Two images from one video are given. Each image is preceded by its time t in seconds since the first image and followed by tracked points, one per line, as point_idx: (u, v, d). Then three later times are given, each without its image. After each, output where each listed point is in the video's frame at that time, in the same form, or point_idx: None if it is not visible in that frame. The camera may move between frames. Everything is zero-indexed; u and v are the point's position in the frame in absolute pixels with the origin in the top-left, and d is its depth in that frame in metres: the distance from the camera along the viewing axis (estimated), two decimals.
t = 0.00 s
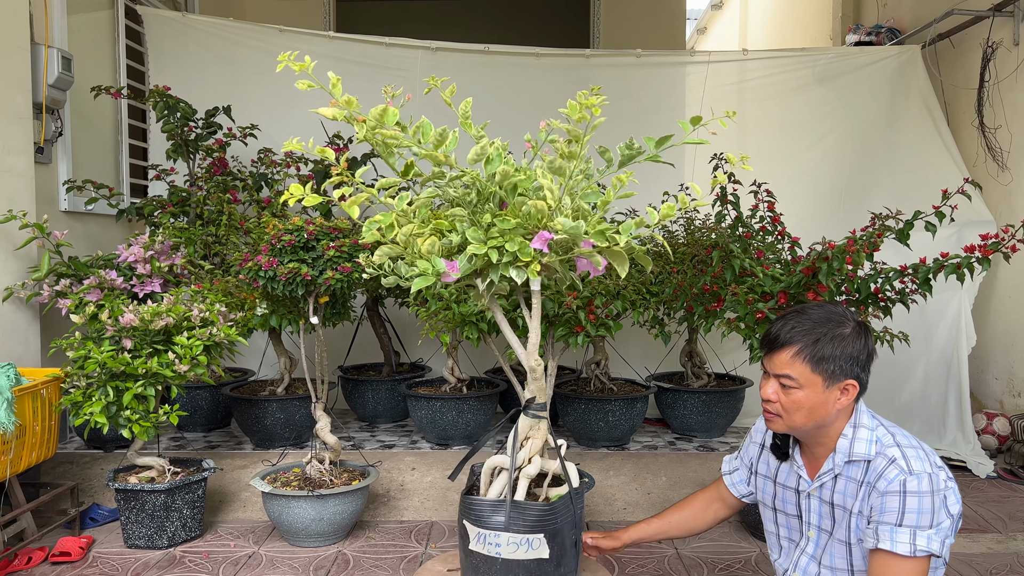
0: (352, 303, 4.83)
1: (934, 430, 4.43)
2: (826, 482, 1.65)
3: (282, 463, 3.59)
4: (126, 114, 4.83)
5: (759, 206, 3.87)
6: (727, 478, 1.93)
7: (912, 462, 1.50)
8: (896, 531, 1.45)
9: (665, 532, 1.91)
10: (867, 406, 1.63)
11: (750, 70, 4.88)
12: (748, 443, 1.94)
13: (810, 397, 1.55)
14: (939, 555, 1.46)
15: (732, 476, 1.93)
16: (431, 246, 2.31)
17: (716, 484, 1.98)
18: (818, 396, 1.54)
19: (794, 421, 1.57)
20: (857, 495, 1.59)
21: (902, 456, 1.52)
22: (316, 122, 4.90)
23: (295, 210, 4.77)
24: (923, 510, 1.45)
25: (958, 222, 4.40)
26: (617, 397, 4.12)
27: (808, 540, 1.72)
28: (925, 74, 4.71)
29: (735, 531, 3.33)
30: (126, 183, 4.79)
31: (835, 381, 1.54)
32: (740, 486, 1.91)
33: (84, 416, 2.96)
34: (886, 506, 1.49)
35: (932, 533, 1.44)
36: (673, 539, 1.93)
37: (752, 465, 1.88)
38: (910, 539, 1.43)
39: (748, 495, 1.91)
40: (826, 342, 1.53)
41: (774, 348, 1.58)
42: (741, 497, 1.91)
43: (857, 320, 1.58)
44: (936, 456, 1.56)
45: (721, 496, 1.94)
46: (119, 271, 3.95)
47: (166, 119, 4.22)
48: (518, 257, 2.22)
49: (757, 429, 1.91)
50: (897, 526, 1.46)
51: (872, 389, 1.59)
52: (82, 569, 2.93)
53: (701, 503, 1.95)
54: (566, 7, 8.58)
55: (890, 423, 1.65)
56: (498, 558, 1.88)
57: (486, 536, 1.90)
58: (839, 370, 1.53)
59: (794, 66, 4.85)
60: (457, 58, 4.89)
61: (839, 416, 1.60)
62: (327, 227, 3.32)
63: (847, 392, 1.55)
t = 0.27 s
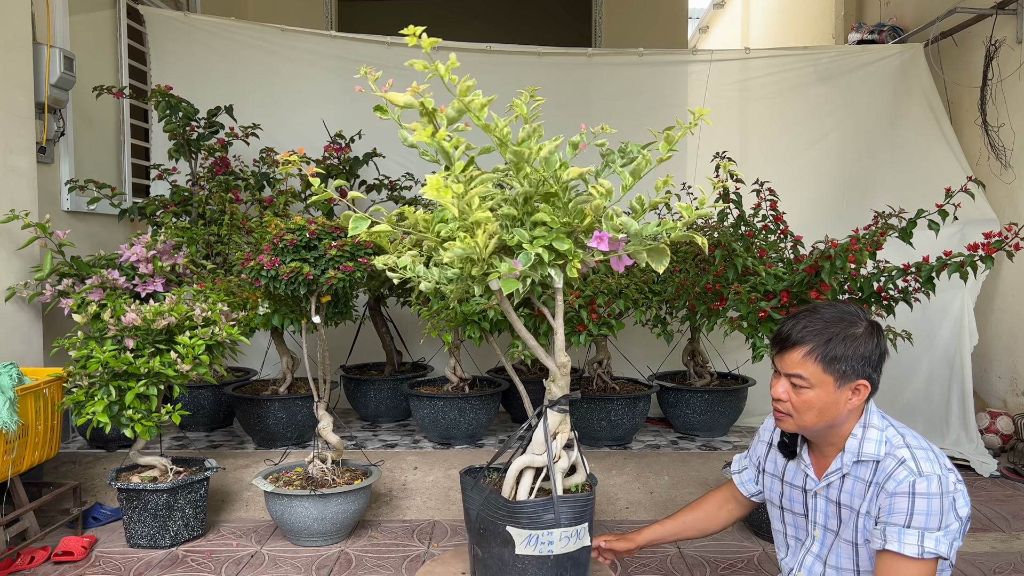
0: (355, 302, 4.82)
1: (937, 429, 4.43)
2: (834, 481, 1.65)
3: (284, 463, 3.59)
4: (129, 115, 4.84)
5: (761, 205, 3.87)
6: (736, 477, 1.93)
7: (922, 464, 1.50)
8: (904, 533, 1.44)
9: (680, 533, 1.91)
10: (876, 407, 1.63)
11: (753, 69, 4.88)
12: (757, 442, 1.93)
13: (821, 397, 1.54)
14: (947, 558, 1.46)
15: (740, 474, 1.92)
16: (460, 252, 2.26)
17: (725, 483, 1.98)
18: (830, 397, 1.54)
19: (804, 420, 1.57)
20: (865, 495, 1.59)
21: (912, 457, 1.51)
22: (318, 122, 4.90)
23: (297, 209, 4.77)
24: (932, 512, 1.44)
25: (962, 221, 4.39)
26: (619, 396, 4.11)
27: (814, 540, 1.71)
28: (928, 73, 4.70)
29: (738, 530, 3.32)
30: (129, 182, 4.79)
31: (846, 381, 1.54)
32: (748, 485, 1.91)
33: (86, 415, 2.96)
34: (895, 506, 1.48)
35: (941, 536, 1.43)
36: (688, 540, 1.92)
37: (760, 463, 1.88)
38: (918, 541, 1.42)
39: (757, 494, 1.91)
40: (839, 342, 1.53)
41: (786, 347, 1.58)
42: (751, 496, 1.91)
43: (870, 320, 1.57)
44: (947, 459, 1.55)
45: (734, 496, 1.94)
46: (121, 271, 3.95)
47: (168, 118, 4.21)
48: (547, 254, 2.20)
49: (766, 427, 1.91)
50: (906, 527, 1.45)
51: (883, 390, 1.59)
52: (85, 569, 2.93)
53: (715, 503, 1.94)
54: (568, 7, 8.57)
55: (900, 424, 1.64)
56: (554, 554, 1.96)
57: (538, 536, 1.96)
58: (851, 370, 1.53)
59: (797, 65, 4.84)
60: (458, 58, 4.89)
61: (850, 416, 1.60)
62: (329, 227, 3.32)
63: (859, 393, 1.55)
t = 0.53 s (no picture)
0: (356, 302, 4.82)
1: (940, 428, 4.42)
2: (839, 481, 1.65)
3: (286, 463, 3.58)
4: (130, 115, 4.84)
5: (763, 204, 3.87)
6: (742, 474, 1.92)
7: (929, 466, 1.49)
8: (908, 535, 1.43)
9: (687, 530, 1.90)
10: (884, 407, 1.62)
11: (755, 68, 4.87)
12: (763, 439, 1.93)
13: (828, 396, 1.54)
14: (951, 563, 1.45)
15: (746, 471, 1.92)
16: (509, 254, 2.19)
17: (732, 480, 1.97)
18: (837, 396, 1.54)
19: (810, 419, 1.57)
20: (870, 495, 1.59)
21: (919, 459, 1.51)
22: (320, 122, 4.90)
23: (298, 209, 4.77)
24: (938, 515, 1.43)
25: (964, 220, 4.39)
26: (621, 396, 4.11)
27: (817, 539, 1.71)
28: (930, 72, 4.69)
29: (741, 530, 3.32)
30: (130, 183, 4.79)
31: (854, 381, 1.53)
32: (754, 481, 1.91)
33: (88, 415, 2.96)
34: (900, 508, 1.48)
35: (945, 539, 1.43)
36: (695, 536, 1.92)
37: (766, 460, 1.88)
38: (922, 543, 1.42)
39: (762, 491, 1.90)
40: (847, 341, 1.52)
41: (794, 345, 1.58)
42: (757, 493, 1.90)
43: (880, 320, 1.56)
44: (954, 463, 1.54)
45: (741, 493, 1.93)
46: (123, 271, 3.95)
47: (169, 118, 4.21)
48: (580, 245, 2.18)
49: (773, 424, 1.91)
50: (910, 529, 1.45)
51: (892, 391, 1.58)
52: (87, 569, 2.93)
53: (722, 499, 1.94)
54: (570, 7, 8.56)
55: (907, 425, 1.64)
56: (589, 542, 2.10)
57: (578, 529, 2.07)
58: (859, 370, 1.52)
59: (800, 64, 4.83)
60: (459, 57, 4.89)
61: (857, 415, 1.59)
62: (331, 226, 3.32)
63: (867, 393, 1.54)
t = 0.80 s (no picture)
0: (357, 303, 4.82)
1: (943, 428, 4.40)
2: (841, 481, 1.64)
3: (287, 464, 3.58)
4: (132, 116, 4.84)
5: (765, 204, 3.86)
6: (745, 474, 1.92)
7: (932, 467, 1.48)
8: (911, 536, 1.43)
9: (701, 534, 1.89)
10: (886, 408, 1.62)
11: (756, 68, 4.86)
12: (767, 439, 1.93)
13: (829, 398, 1.53)
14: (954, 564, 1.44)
15: (750, 471, 1.91)
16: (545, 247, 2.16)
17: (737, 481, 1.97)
18: (838, 398, 1.53)
19: (812, 421, 1.56)
20: (872, 495, 1.58)
21: (922, 460, 1.50)
22: (321, 123, 4.90)
23: (299, 209, 4.77)
24: (941, 516, 1.43)
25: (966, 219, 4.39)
26: (623, 396, 4.10)
27: (819, 539, 1.70)
28: (932, 71, 4.68)
29: (743, 530, 3.31)
30: (132, 184, 4.79)
31: (855, 383, 1.53)
32: (757, 481, 1.90)
33: (89, 416, 2.96)
34: (903, 509, 1.47)
35: (948, 540, 1.42)
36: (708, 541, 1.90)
37: (770, 460, 1.87)
38: (925, 544, 1.41)
39: (766, 491, 1.90)
40: (847, 343, 1.52)
41: (795, 347, 1.58)
42: (761, 494, 1.90)
43: (880, 321, 1.56)
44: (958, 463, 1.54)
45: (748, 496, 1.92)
46: (125, 272, 3.96)
47: (171, 120, 4.21)
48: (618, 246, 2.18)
49: (777, 424, 1.90)
50: (913, 530, 1.44)
51: (893, 392, 1.58)
52: (89, 570, 2.93)
53: (730, 502, 1.93)
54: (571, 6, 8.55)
55: (910, 425, 1.63)
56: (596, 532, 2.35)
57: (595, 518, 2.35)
58: (859, 372, 1.52)
59: (801, 63, 4.82)
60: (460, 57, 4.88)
61: (859, 417, 1.59)
62: (331, 227, 3.31)
63: (868, 394, 1.54)
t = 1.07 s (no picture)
0: (360, 304, 4.81)
1: (947, 428, 4.40)
2: (845, 480, 1.64)
3: (290, 465, 3.58)
4: (134, 118, 4.84)
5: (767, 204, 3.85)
6: (750, 476, 1.91)
7: (936, 466, 1.48)
8: (916, 535, 1.42)
9: (716, 544, 1.84)
10: (890, 406, 1.61)
11: (758, 68, 4.85)
12: (771, 440, 1.92)
13: (829, 398, 1.53)
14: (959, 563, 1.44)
15: (754, 473, 1.90)
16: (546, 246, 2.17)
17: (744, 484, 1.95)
18: (838, 398, 1.53)
19: (814, 421, 1.56)
20: (877, 495, 1.57)
21: (926, 459, 1.49)
22: (322, 124, 4.89)
23: (301, 211, 4.77)
24: (946, 515, 1.42)
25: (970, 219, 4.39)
26: (626, 396, 4.10)
27: (824, 539, 1.70)
28: (935, 71, 4.67)
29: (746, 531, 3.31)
30: (134, 185, 4.79)
31: (855, 382, 1.52)
32: (762, 484, 1.89)
33: (92, 418, 2.96)
34: (908, 508, 1.47)
35: (953, 539, 1.41)
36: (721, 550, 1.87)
37: (774, 461, 1.87)
38: (930, 544, 1.41)
39: (771, 494, 1.89)
40: (844, 342, 1.51)
41: (795, 347, 1.57)
42: (767, 498, 1.88)
43: (879, 319, 1.55)
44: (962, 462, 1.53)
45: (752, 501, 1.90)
46: (127, 274, 3.96)
47: (173, 121, 4.21)
48: (644, 248, 2.20)
49: (780, 425, 1.89)
50: (918, 529, 1.44)
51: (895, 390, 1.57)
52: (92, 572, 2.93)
53: (733, 506, 1.90)
54: (573, 7, 8.55)
55: (914, 424, 1.63)
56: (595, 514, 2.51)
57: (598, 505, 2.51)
58: (858, 371, 1.51)
59: (803, 63, 4.81)
60: (462, 58, 4.88)
61: (862, 416, 1.58)
62: (334, 228, 3.30)
63: (869, 393, 1.53)
